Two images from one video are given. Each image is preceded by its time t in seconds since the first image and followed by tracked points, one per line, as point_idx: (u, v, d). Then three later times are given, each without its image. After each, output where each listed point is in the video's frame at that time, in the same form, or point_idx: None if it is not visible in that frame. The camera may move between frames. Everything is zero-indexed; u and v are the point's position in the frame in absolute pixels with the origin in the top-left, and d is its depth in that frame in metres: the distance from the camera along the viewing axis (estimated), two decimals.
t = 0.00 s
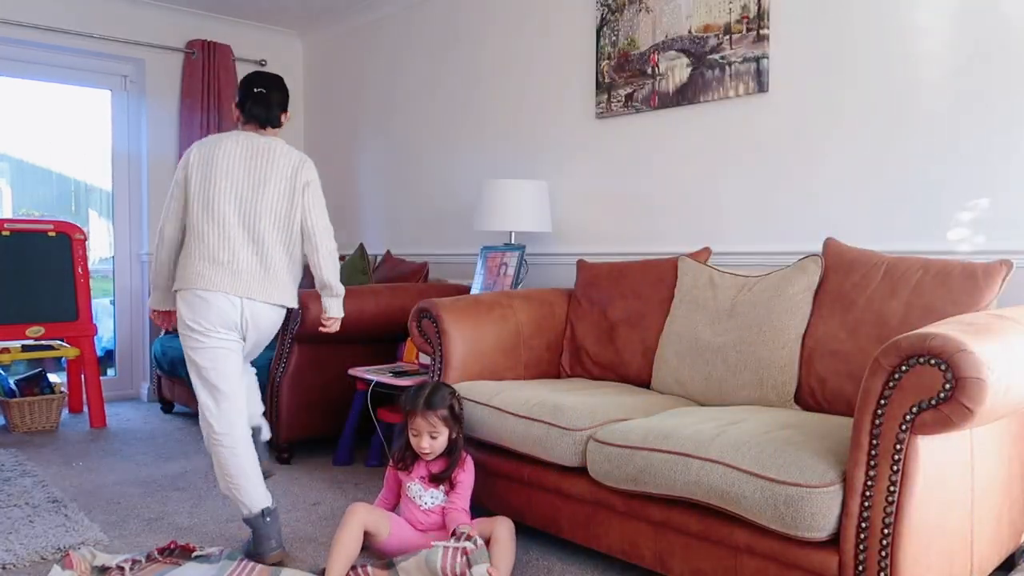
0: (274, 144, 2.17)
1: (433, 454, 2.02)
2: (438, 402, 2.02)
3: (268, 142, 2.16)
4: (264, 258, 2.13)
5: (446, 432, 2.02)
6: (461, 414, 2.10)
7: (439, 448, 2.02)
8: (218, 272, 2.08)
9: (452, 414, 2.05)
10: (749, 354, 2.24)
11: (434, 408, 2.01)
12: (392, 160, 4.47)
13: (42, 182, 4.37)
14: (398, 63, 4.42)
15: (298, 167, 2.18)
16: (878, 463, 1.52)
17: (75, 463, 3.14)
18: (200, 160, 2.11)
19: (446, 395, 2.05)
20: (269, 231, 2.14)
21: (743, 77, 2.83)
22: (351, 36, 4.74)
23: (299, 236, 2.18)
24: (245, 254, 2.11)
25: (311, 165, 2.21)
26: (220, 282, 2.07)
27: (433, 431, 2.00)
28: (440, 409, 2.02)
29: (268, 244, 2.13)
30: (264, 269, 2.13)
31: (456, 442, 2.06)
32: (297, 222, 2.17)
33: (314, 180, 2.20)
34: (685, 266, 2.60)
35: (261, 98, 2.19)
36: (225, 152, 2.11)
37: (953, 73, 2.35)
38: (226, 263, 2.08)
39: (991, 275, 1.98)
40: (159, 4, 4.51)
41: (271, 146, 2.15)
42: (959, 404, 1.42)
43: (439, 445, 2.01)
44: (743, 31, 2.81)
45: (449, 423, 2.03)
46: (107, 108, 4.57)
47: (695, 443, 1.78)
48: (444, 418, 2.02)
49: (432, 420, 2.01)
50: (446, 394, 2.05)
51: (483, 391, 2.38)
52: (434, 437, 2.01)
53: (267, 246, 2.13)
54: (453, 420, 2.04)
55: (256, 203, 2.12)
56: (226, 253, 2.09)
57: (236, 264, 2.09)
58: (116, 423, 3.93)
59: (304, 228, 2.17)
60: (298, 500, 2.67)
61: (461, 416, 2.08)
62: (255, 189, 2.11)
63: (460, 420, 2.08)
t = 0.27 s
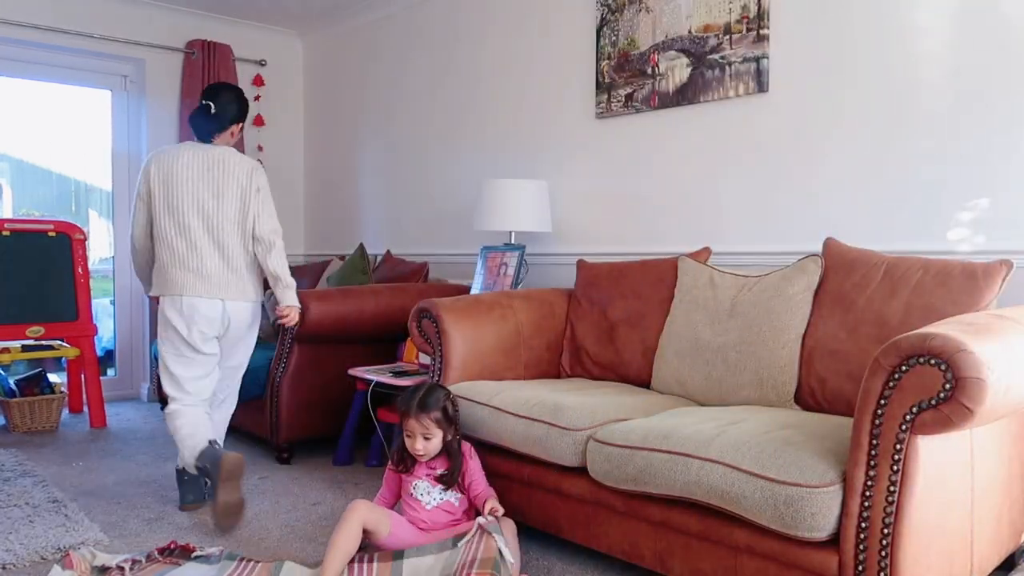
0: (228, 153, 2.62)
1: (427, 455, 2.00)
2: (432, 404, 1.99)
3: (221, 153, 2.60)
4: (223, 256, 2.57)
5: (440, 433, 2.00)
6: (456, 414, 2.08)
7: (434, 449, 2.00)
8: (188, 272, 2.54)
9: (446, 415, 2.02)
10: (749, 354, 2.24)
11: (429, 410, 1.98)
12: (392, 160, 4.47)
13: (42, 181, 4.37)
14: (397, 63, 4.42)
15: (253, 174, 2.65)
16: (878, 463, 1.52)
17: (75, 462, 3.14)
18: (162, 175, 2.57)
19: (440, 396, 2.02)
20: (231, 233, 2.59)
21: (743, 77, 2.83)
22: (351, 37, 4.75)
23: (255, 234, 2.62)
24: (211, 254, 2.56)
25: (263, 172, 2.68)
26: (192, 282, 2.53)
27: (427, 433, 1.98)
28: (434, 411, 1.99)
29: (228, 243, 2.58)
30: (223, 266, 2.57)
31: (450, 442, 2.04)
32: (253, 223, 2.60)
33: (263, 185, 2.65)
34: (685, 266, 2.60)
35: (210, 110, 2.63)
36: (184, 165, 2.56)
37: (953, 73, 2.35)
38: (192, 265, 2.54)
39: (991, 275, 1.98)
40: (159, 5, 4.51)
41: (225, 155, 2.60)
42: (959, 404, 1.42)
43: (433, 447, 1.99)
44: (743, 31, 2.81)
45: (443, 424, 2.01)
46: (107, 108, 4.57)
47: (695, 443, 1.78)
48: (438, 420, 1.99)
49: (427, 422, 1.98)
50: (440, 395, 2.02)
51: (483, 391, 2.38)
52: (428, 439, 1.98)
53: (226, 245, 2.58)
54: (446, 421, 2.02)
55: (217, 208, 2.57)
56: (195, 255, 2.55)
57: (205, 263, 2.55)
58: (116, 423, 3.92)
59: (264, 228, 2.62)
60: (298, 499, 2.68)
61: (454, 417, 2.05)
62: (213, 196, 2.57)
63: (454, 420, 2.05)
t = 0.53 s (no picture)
0: (211, 150, 2.72)
1: (416, 458, 1.98)
2: (421, 409, 1.97)
3: (205, 151, 2.70)
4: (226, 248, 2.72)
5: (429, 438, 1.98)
6: (446, 418, 2.05)
7: (423, 453, 1.98)
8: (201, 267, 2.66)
9: (435, 420, 1.99)
10: (749, 354, 2.24)
11: (417, 415, 1.96)
12: (392, 160, 4.47)
13: (42, 181, 4.37)
14: (398, 63, 4.42)
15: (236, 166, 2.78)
16: (878, 463, 1.52)
17: (75, 463, 3.13)
18: (150, 176, 2.66)
19: (430, 403, 1.99)
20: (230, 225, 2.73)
21: (743, 77, 2.83)
22: (351, 37, 4.74)
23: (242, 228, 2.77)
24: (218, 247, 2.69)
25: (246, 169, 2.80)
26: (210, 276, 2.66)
27: (415, 437, 1.96)
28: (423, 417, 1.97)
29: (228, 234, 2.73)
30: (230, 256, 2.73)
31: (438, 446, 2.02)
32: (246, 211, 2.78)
33: (250, 177, 2.79)
34: (685, 266, 2.60)
35: (184, 109, 2.77)
36: (173, 166, 2.66)
37: (953, 73, 2.35)
38: (203, 261, 2.66)
39: (991, 275, 1.98)
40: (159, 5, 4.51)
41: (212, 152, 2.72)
42: (959, 404, 1.42)
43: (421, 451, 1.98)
44: (743, 31, 2.81)
45: (432, 429, 1.98)
46: (107, 108, 4.57)
47: (695, 443, 1.78)
48: (426, 426, 1.97)
49: (415, 426, 1.96)
50: (429, 401, 1.98)
51: (483, 391, 2.38)
52: (417, 443, 1.97)
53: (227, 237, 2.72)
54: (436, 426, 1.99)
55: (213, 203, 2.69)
56: (204, 250, 2.66)
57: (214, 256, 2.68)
58: (116, 423, 3.92)
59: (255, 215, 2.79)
60: (298, 499, 2.67)
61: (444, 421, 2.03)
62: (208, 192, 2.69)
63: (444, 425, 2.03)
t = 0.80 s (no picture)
0: (199, 165, 2.95)
1: (400, 457, 2.00)
2: (403, 413, 1.97)
3: (192, 165, 2.93)
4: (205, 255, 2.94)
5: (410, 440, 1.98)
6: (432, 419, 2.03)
7: (407, 453, 1.99)
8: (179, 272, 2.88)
9: (419, 422, 1.98)
10: (749, 354, 2.24)
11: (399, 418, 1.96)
12: (392, 160, 4.47)
13: (42, 181, 4.37)
14: (397, 63, 4.42)
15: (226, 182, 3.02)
16: (878, 463, 1.52)
17: (75, 463, 3.14)
18: (139, 188, 2.91)
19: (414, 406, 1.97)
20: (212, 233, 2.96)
21: (743, 77, 2.83)
22: (351, 37, 4.74)
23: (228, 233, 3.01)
24: (198, 256, 2.92)
25: (233, 183, 3.01)
26: (181, 283, 2.88)
27: (398, 437, 1.97)
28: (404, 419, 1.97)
29: (208, 244, 2.95)
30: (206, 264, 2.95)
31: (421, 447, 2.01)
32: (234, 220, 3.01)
33: (236, 190, 3.02)
34: (685, 266, 2.60)
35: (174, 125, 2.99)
36: (159, 180, 2.89)
37: (953, 73, 2.35)
38: (179, 267, 2.89)
39: (991, 275, 1.98)
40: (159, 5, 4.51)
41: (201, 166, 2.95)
42: (959, 404, 1.42)
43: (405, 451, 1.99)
44: (743, 31, 2.81)
45: (415, 430, 1.98)
46: (107, 108, 4.57)
47: (695, 443, 1.78)
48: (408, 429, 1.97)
49: (400, 429, 1.97)
50: (413, 404, 1.97)
51: (483, 391, 2.38)
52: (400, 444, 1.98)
53: (208, 246, 2.94)
54: (418, 428, 1.98)
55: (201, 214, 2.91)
56: (180, 258, 2.88)
57: (190, 262, 2.90)
58: (116, 423, 3.92)
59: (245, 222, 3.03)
60: (298, 499, 2.68)
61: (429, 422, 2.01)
62: (196, 204, 2.90)
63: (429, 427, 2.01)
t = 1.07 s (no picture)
0: (200, 166, 3.05)
1: (358, 464, 1.89)
2: (352, 418, 1.86)
3: (191, 166, 3.04)
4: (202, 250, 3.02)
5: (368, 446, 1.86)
6: (394, 423, 1.88)
7: (362, 460, 1.88)
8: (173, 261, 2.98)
9: (372, 428, 1.85)
10: (749, 354, 2.25)
11: (348, 424, 1.86)
12: (392, 160, 4.47)
13: (42, 181, 4.37)
14: (397, 62, 4.42)
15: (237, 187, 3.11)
16: (878, 463, 1.52)
17: (75, 463, 3.14)
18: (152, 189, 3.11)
19: (363, 411, 1.86)
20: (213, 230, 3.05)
21: (743, 77, 2.83)
22: (351, 37, 4.74)
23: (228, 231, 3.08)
24: (194, 249, 3.00)
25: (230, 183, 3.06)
26: (171, 273, 2.97)
27: (348, 443, 1.87)
28: (356, 424, 1.85)
29: (208, 240, 3.04)
30: (204, 260, 3.03)
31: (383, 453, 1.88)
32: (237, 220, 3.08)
33: (232, 191, 3.05)
34: (685, 266, 2.60)
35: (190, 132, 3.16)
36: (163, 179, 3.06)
37: (953, 74, 2.35)
38: (169, 260, 2.98)
39: (991, 275, 1.97)
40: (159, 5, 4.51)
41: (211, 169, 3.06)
42: (959, 404, 1.42)
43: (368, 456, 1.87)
44: (743, 31, 2.81)
45: (365, 438, 1.85)
46: (107, 108, 4.57)
47: (695, 443, 1.78)
48: (361, 435, 1.85)
49: (351, 437, 1.86)
50: (360, 410, 1.85)
51: (483, 391, 2.38)
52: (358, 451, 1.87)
53: (206, 242, 3.03)
54: (371, 433, 1.85)
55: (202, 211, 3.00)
56: (176, 248, 2.98)
57: (185, 254, 2.99)
58: (116, 423, 3.93)
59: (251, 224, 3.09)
60: (298, 499, 2.68)
61: (388, 426, 1.87)
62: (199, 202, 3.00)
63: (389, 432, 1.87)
